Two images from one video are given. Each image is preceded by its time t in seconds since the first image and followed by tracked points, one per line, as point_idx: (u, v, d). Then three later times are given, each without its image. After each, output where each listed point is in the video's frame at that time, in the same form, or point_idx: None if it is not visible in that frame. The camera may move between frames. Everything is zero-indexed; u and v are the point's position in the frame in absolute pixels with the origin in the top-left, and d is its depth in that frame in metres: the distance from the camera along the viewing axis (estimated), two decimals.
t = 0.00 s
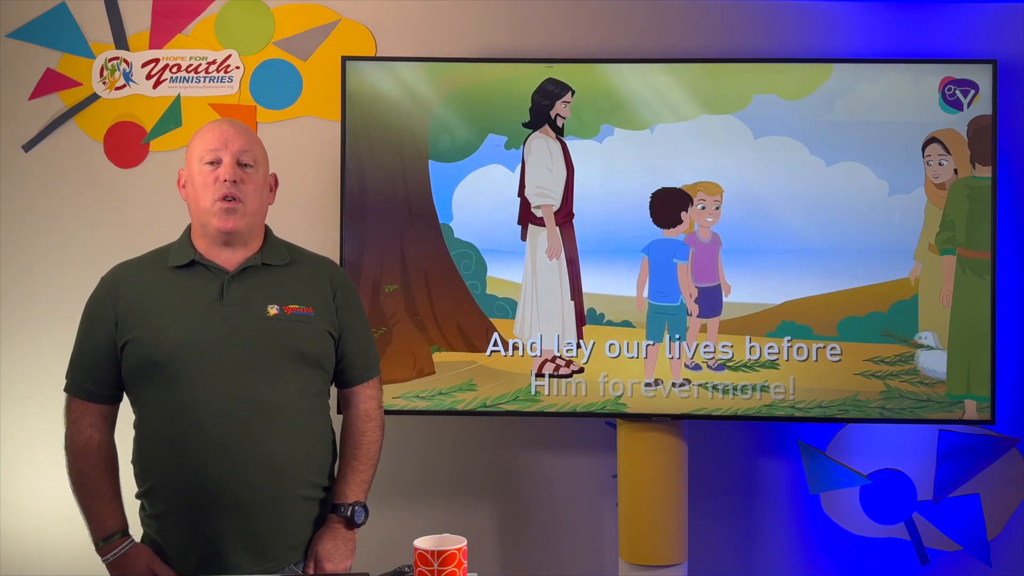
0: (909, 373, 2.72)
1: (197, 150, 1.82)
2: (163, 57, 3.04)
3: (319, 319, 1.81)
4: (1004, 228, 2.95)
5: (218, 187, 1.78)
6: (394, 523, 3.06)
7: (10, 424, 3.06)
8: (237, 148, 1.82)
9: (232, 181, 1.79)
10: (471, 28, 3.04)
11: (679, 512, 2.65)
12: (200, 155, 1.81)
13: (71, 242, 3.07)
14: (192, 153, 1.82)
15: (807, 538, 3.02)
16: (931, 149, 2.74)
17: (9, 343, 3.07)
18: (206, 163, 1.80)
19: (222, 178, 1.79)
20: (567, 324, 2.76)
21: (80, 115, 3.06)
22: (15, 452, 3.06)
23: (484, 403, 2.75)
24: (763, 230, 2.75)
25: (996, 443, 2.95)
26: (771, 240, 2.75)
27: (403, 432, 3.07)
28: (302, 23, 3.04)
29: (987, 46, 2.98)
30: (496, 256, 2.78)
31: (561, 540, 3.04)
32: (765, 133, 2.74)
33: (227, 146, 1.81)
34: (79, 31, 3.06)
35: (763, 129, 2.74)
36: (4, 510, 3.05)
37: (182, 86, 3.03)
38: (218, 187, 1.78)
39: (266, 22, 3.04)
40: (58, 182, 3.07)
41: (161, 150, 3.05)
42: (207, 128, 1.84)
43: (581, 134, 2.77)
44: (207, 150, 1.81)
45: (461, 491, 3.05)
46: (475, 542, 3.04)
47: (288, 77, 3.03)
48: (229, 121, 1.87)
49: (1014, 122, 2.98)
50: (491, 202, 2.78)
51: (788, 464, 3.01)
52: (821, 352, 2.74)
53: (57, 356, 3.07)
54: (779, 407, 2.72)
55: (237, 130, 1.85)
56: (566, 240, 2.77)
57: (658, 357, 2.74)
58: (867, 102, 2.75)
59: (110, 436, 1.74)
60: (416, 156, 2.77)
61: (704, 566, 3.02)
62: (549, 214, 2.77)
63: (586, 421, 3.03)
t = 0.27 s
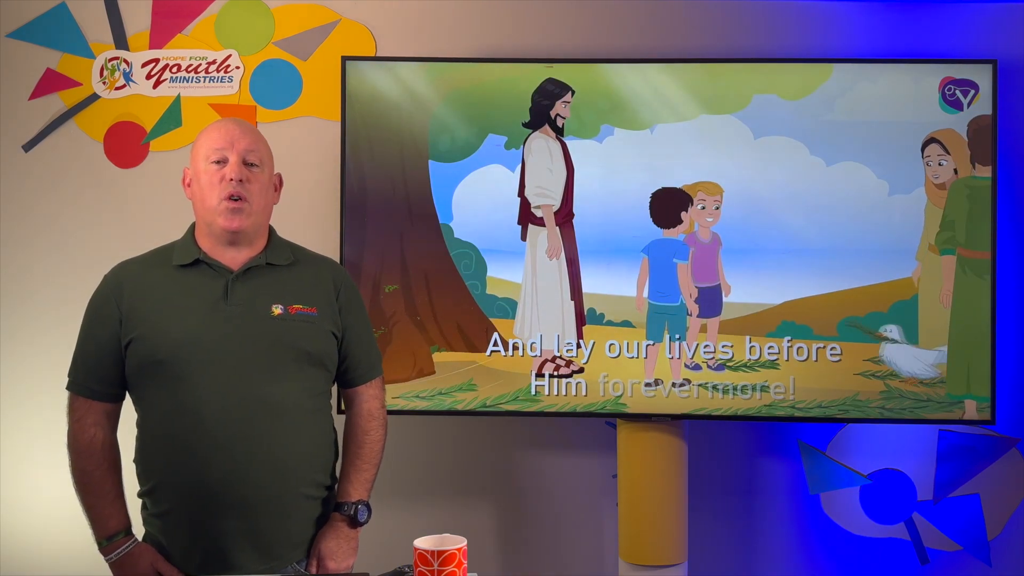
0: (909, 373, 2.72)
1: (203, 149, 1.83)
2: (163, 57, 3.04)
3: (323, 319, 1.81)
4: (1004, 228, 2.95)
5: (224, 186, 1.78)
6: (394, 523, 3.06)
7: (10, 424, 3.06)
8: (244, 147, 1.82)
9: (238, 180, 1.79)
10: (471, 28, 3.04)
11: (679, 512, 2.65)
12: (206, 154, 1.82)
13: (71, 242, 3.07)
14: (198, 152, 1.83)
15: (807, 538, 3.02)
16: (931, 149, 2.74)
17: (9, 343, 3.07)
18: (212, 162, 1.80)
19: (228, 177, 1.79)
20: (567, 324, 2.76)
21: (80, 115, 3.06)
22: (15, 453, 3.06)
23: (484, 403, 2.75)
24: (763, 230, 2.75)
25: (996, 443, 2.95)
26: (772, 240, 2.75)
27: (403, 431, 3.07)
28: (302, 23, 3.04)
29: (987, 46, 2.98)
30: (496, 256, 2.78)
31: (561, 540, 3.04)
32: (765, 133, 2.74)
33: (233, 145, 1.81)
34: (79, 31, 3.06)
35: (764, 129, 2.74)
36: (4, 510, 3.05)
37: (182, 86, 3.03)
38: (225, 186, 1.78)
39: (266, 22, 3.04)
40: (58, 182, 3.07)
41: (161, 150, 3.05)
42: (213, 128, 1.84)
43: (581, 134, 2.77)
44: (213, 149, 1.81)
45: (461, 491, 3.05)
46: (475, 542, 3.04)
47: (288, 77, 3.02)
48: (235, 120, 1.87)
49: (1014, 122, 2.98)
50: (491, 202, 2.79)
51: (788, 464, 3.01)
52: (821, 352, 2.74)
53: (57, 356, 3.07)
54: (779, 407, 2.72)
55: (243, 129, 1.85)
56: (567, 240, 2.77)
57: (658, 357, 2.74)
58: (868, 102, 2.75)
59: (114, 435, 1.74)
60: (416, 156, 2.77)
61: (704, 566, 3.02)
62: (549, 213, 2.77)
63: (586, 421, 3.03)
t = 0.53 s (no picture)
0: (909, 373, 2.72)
1: (200, 151, 1.82)
2: (163, 57, 3.04)
3: (318, 324, 1.82)
4: (1004, 228, 2.95)
5: (221, 190, 1.78)
6: (394, 523, 3.06)
7: (10, 423, 3.06)
8: (242, 151, 1.82)
9: (235, 184, 1.79)
10: (472, 28, 3.04)
11: (679, 512, 2.65)
12: (203, 157, 1.81)
13: (71, 242, 3.07)
14: (195, 155, 1.82)
15: (807, 538, 3.02)
16: (931, 149, 2.74)
17: (9, 343, 3.07)
18: (210, 165, 1.80)
19: (226, 181, 1.79)
20: (567, 324, 2.76)
21: (80, 115, 3.06)
22: (16, 453, 3.06)
23: (484, 403, 2.75)
24: (763, 230, 2.75)
25: (996, 443, 2.95)
26: (772, 240, 2.75)
27: (403, 431, 3.07)
28: (302, 24, 3.04)
29: (987, 46, 2.97)
30: (496, 255, 2.78)
31: (561, 540, 3.04)
32: (765, 133, 2.74)
33: (231, 149, 1.81)
34: (79, 31, 3.06)
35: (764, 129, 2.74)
36: (4, 510, 3.05)
37: (182, 87, 3.03)
38: (222, 189, 1.78)
39: (266, 22, 3.04)
40: (58, 182, 3.07)
41: (161, 150, 3.05)
42: (211, 130, 1.84)
43: (581, 134, 2.77)
44: (211, 152, 1.81)
45: (462, 491, 3.05)
46: (474, 542, 3.04)
47: (288, 77, 3.02)
48: (233, 124, 1.87)
49: (1014, 122, 2.97)
50: (491, 202, 2.78)
51: (789, 464, 3.01)
52: (822, 352, 2.73)
53: (57, 356, 3.07)
54: (779, 407, 2.72)
55: (241, 133, 1.85)
56: (566, 240, 2.77)
57: (658, 357, 2.74)
58: (868, 102, 2.75)
59: (105, 434, 1.74)
60: (416, 156, 2.77)
61: (704, 566, 3.02)
62: (548, 213, 2.77)
63: (586, 421, 3.03)
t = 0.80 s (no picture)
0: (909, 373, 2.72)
1: (193, 153, 1.83)
2: (163, 57, 3.04)
3: (310, 322, 1.81)
4: (1004, 228, 2.95)
5: (213, 190, 1.79)
6: (394, 523, 3.06)
7: (10, 423, 3.06)
8: (234, 152, 1.83)
9: (228, 185, 1.79)
10: (472, 28, 3.04)
11: (679, 512, 2.65)
12: (196, 158, 1.82)
13: (71, 242, 3.07)
14: (188, 156, 1.83)
15: (807, 538, 3.02)
16: (931, 149, 2.74)
17: (9, 343, 3.07)
18: (202, 166, 1.81)
19: (218, 181, 1.79)
20: (567, 324, 2.76)
21: (80, 115, 3.06)
22: (16, 453, 3.06)
23: (484, 403, 2.75)
24: (762, 230, 2.75)
25: (996, 443, 2.95)
26: (771, 240, 2.75)
27: (403, 431, 3.07)
28: (302, 23, 3.04)
29: (987, 46, 2.98)
30: (496, 256, 2.78)
31: (561, 540, 3.04)
32: (765, 133, 2.74)
33: (223, 150, 1.82)
34: (79, 31, 3.06)
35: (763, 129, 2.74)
36: (4, 509, 3.05)
37: (182, 87, 3.03)
38: (214, 190, 1.79)
39: (266, 22, 3.04)
40: (57, 182, 3.07)
41: (160, 150, 3.05)
42: (204, 132, 1.85)
43: (581, 134, 2.76)
44: (203, 153, 1.82)
45: (461, 491, 3.05)
46: (474, 542, 3.04)
47: (288, 77, 3.02)
48: (226, 125, 1.88)
49: (1014, 122, 2.98)
50: (491, 202, 2.78)
51: (789, 464, 3.01)
52: (821, 352, 2.74)
53: (57, 356, 3.07)
54: (779, 407, 2.73)
55: (234, 134, 1.86)
56: (566, 240, 2.77)
57: (658, 357, 2.74)
58: (868, 101, 2.75)
59: (102, 434, 1.74)
60: (416, 156, 2.77)
61: (704, 566, 3.02)
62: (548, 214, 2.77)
63: (586, 421, 3.03)
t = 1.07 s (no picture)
0: (909, 373, 2.72)
1: (183, 153, 1.84)
2: (163, 57, 3.04)
3: (305, 317, 1.79)
4: (1005, 228, 2.95)
5: (201, 189, 1.79)
6: (395, 523, 3.06)
7: (10, 423, 3.06)
8: (221, 150, 1.83)
9: (215, 183, 1.80)
10: (472, 28, 3.04)
11: (679, 512, 2.65)
12: (185, 159, 1.83)
13: (71, 242, 3.07)
14: (178, 158, 1.84)
15: (807, 538, 3.02)
16: (931, 149, 2.74)
17: (9, 343, 3.07)
18: (191, 166, 1.81)
19: (205, 180, 1.80)
20: (568, 324, 2.76)
21: (80, 115, 3.06)
22: (17, 452, 3.06)
23: (484, 403, 2.75)
24: (762, 229, 2.75)
25: (996, 443, 2.95)
26: (771, 240, 2.75)
27: (403, 431, 3.07)
28: (302, 23, 3.04)
29: (987, 46, 2.98)
30: (497, 255, 2.78)
31: (561, 540, 3.04)
32: (765, 133, 2.74)
33: (211, 149, 1.82)
34: (79, 31, 3.06)
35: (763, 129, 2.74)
36: (4, 510, 3.05)
37: (182, 87, 3.03)
38: (202, 189, 1.79)
39: (266, 22, 3.04)
40: (58, 182, 3.07)
41: (160, 150, 3.05)
42: (193, 132, 1.86)
43: (581, 134, 2.76)
44: (192, 153, 1.82)
45: (462, 491, 3.05)
46: (474, 542, 3.04)
47: (288, 77, 3.02)
48: (216, 124, 1.88)
49: (1014, 122, 2.98)
50: (490, 202, 2.78)
51: (788, 464, 3.01)
52: (822, 352, 2.74)
53: (57, 356, 3.07)
54: (779, 407, 2.73)
55: (222, 133, 1.86)
56: (566, 240, 2.77)
57: (658, 357, 2.74)
58: (868, 101, 2.75)
59: (105, 433, 1.75)
60: (416, 156, 2.77)
61: (704, 566, 3.02)
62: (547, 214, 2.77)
63: (586, 421, 3.03)
